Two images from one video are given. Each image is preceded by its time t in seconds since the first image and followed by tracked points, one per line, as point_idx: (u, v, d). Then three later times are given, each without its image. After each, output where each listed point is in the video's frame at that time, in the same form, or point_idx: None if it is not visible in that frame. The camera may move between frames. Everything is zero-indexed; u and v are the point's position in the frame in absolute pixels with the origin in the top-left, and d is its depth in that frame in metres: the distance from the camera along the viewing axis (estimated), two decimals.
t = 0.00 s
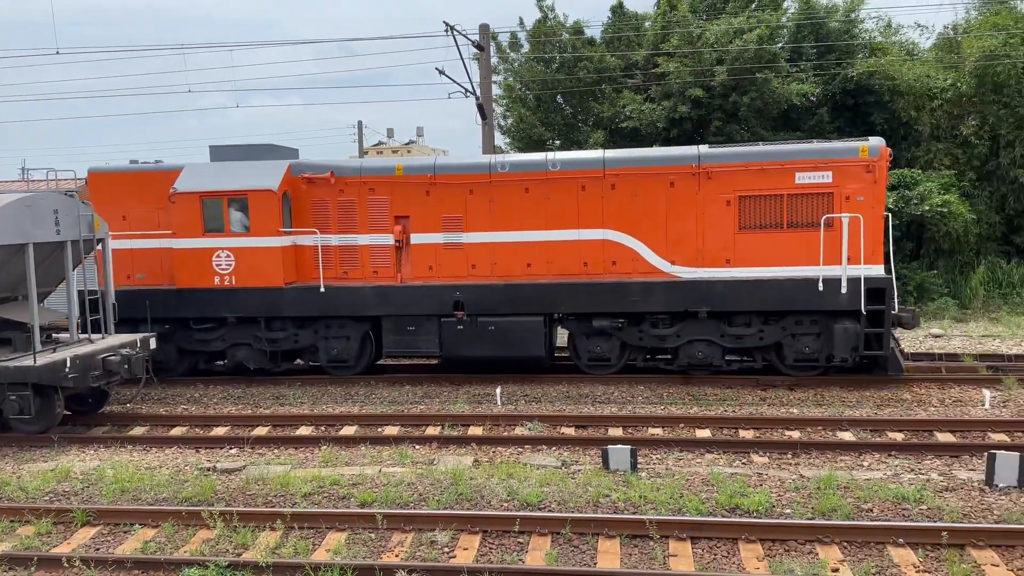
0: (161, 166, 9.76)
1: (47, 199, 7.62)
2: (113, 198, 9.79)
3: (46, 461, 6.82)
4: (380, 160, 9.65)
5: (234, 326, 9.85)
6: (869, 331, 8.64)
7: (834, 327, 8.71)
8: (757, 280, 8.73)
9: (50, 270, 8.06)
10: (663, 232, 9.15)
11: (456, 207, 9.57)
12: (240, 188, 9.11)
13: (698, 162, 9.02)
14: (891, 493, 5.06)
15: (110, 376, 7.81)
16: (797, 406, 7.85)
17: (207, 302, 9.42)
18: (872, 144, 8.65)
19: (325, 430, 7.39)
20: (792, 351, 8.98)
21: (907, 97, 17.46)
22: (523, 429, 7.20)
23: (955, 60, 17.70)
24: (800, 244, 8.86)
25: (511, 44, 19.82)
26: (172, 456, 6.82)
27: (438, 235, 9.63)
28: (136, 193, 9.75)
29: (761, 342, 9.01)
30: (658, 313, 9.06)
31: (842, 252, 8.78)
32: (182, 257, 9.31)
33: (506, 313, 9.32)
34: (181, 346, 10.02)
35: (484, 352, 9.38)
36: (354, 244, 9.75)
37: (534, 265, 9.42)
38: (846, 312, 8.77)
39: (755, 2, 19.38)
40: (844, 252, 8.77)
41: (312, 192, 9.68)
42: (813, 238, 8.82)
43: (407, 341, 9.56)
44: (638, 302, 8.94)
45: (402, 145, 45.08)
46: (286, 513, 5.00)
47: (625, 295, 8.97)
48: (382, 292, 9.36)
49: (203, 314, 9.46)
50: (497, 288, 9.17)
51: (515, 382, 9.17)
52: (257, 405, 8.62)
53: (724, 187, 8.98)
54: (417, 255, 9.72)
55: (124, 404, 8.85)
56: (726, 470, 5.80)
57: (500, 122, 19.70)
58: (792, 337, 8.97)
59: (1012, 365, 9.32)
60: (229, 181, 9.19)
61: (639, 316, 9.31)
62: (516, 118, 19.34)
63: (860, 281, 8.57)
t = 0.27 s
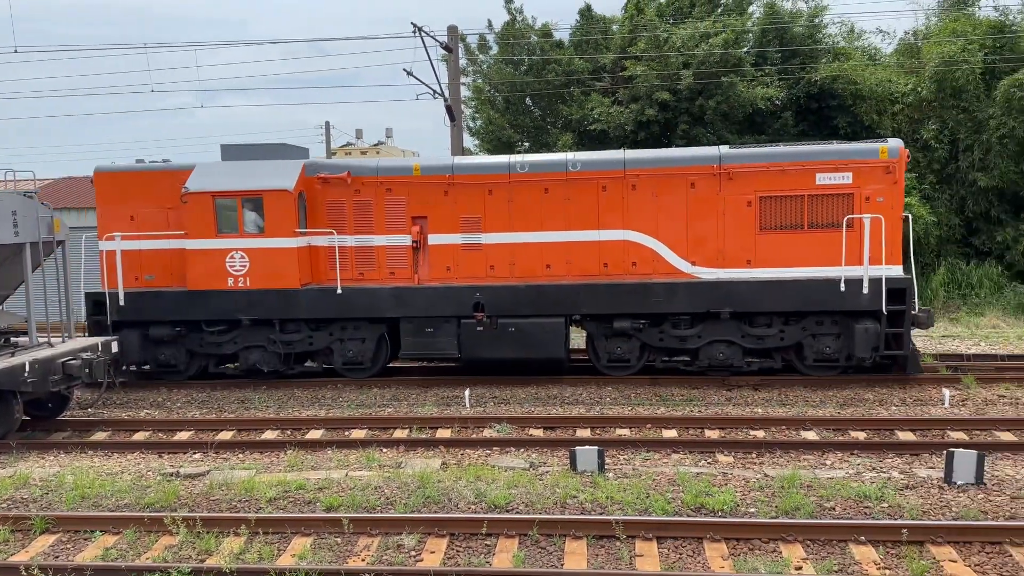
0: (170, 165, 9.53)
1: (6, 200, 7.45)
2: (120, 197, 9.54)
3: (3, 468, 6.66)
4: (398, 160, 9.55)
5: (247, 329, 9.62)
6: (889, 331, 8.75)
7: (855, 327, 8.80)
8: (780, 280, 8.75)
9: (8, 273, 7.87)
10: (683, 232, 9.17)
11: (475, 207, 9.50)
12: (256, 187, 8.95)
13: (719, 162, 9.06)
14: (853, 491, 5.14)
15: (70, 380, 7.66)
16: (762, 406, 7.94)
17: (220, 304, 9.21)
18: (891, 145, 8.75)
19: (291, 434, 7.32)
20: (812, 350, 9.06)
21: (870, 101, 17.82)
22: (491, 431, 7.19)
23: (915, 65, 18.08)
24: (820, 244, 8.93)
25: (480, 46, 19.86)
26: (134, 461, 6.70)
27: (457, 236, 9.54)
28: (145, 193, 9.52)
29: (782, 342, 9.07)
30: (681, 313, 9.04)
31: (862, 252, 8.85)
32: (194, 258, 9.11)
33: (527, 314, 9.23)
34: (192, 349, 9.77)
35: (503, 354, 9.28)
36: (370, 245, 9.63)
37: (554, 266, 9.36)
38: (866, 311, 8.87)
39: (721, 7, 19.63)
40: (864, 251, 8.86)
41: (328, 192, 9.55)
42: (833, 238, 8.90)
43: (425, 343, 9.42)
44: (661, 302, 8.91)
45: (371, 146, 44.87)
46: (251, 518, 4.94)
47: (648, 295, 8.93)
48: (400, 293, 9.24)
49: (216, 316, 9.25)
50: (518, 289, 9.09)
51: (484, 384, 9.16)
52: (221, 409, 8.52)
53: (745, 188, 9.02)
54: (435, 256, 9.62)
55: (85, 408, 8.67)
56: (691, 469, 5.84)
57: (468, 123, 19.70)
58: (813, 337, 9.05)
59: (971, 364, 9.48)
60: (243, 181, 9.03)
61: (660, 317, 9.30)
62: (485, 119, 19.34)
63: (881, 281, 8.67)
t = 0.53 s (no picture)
0: (179, 165, 9.34)
1: None
2: (129, 198, 9.34)
3: None
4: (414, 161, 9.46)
5: (260, 332, 9.43)
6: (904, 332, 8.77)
7: (871, 328, 8.82)
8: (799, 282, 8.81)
9: None
10: (702, 235, 9.19)
11: (492, 209, 9.44)
12: (271, 189, 8.81)
13: (738, 165, 9.08)
14: (814, 491, 5.22)
15: (27, 386, 7.50)
16: (726, 407, 8.03)
17: (234, 307, 9.04)
18: (907, 148, 8.85)
19: (255, 439, 7.23)
20: (829, 352, 9.07)
21: (831, 107, 18.20)
22: (457, 434, 7.17)
23: (875, 72, 18.63)
24: (837, 247, 9.01)
25: (447, 49, 19.87)
26: (93, 469, 6.57)
27: (474, 238, 9.49)
28: (153, 194, 9.32)
29: (799, 344, 9.09)
30: (699, 316, 9.05)
31: (879, 254, 8.94)
32: (207, 260, 8.93)
33: (546, 317, 9.17)
34: (203, 353, 9.54)
35: (521, 357, 9.18)
36: (386, 247, 9.53)
37: (572, 268, 9.34)
38: (882, 313, 8.90)
39: (686, 12, 19.91)
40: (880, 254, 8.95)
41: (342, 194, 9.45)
42: (851, 240, 8.98)
43: (443, 346, 9.32)
44: (681, 304, 8.92)
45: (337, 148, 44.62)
46: (213, 525, 4.87)
47: (668, 297, 8.94)
48: (418, 296, 9.14)
49: (230, 319, 9.08)
50: (537, 291, 9.04)
51: (450, 388, 9.13)
52: (183, 415, 8.38)
53: (763, 190, 9.06)
54: (451, 258, 9.55)
55: (43, 415, 8.48)
56: (656, 471, 5.89)
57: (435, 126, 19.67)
58: (829, 339, 9.07)
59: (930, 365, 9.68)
60: (257, 183, 8.89)
61: (678, 319, 9.30)
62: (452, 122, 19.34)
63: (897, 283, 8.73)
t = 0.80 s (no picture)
0: (188, 167, 9.14)
1: None
2: (136, 200, 9.14)
3: None
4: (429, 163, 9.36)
5: (274, 336, 9.31)
6: (917, 333, 8.90)
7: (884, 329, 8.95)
8: (817, 286, 8.88)
9: None
10: (718, 238, 9.20)
11: (508, 211, 9.37)
12: (287, 191, 8.66)
13: (754, 168, 9.09)
14: (774, 492, 5.29)
15: None
16: (688, 409, 8.11)
17: (247, 311, 8.88)
18: (919, 152, 8.92)
19: (216, 446, 7.13)
20: (842, 353, 9.17)
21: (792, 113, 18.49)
22: (422, 439, 7.15)
23: (834, 79, 19.02)
24: (852, 249, 9.06)
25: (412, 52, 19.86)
26: (48, 478, 6.43)
27: (491, 241, 9.41)
28: (162, 196, 9.12)
29: (813, 346, 9.18)
30: (717, 318, 9.08)
31: (893, 257, 9.02)
32: (220, 264, 8.76)
33: (564, 320, 9.16)
34: (214, 357, 9.39)
35: (540, 359, 9.21)
36: (402, 250, 9.43)
37: (589, 271, 9.31)
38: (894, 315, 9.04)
39: (651, 18, 20.21)
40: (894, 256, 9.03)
41: (358, 196, 9.33)
42: (865, 243, 9.04)
43: (460, 349, 9.25)
44: (700, 307, 8.94)
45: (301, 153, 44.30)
46: (171, 533, 4.80)
47: (686, 299, 8.96)
48: (435, 299, 9.05)
49: (244, 323, 8.92)
50: (555, 294, 9.01)
51: (416, 392, 9.09)
52: (142, 422, 8.23)
53: (778, 194, 9.09)
54: (468, 261, 9.46)
55: None
56: (620, 473, 5.93)
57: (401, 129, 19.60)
58: (842, 340, 9.18)
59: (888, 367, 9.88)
60: (272, 185, 8.73)
61: (695, 321, 9.34)
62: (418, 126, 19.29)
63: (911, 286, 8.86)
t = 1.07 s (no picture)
0: (203, 169, 9.06)
1: None
2: (148, 202, 9.00)
3: None
4: (445, 166, 9.34)
5: (289, 339, 9.17)
6: (925, 335, 9.07)
7: (893, 331, 9.10)
8: (830, 288, 9.00)
9: None
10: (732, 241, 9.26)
11: (525, 214, 9.36)
12: (304, 194, 8.58)
13: (767, 172, 9.20)
14: (734, 493, 5.36)
15: None
16: (651, 412, 8.18)
17: (262, 315, 8.77)
18: (926, 158, 9.10)
19: (175, 454, 7.02)
20: (853, 355, 9.30)
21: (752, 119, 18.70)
22: (385, 444, 7.11)
23: (793, 85, 19.39)
24: (863, 252, 9.19)
25: (376, 55, 19.81)
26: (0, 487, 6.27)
27: (506, 244, 9.38)
28: (175, 198, 9.01)
29: (825, 347, 9.30)
30: (732, 320, 9.16)
31: (903, 259, 9.16)
32: (235, 266, 8.64)
33: (581, 322, 9.16)
34: (225, 361, 9.22)
35: (557, 361, 9.19)
36: (417, 253, 9.36)
37: (603, 274, 9.32)
38: (904, 317, 9.20)
39: (613, 25, 20.44)
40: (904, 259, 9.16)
41: (373, 199, 9.26)
42: (876, 246, 9.17)
43: (476, 352, 9.19)
44: (715, 309, 9.02)
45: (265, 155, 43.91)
46: (128, 543, 4.72)
47: (701, 301, 9.02)
48: (453, 302, 8.99)
49: (259, 327, 8.80)
50: (572, 296, 9.01)
51: (377, 398, 9.04)
52: (100, 430, 8.06)
53: (791, 197, 9.20)
54: (483, 264, 9.42)
55: None
56: (583, 476, 5.96)
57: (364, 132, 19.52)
58: (853, 342, 9.31)
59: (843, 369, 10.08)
60: (288, 187, 8.65)
61: (709, 323, 9.40)
62: (382, 129, 19.23)
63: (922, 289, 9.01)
